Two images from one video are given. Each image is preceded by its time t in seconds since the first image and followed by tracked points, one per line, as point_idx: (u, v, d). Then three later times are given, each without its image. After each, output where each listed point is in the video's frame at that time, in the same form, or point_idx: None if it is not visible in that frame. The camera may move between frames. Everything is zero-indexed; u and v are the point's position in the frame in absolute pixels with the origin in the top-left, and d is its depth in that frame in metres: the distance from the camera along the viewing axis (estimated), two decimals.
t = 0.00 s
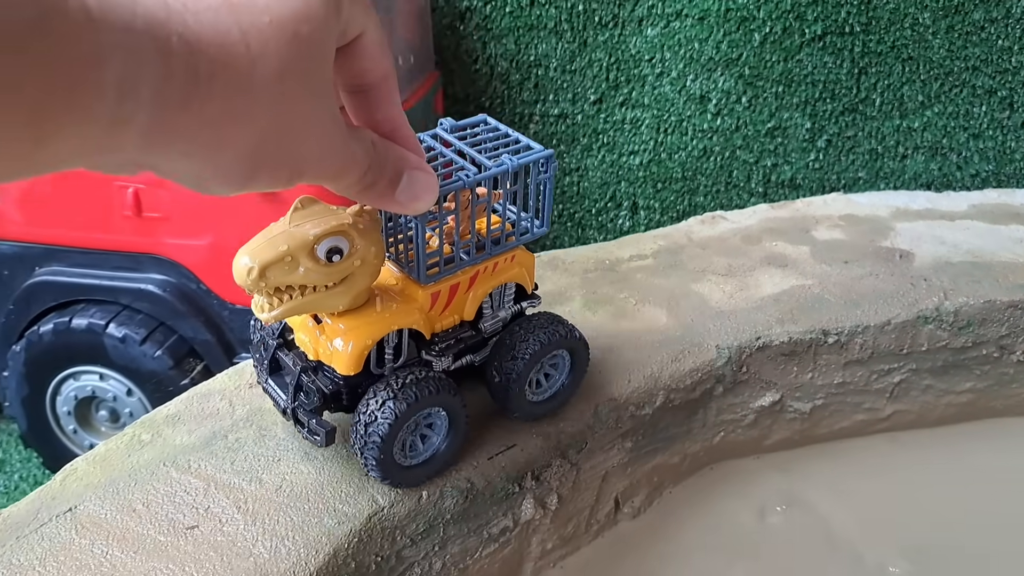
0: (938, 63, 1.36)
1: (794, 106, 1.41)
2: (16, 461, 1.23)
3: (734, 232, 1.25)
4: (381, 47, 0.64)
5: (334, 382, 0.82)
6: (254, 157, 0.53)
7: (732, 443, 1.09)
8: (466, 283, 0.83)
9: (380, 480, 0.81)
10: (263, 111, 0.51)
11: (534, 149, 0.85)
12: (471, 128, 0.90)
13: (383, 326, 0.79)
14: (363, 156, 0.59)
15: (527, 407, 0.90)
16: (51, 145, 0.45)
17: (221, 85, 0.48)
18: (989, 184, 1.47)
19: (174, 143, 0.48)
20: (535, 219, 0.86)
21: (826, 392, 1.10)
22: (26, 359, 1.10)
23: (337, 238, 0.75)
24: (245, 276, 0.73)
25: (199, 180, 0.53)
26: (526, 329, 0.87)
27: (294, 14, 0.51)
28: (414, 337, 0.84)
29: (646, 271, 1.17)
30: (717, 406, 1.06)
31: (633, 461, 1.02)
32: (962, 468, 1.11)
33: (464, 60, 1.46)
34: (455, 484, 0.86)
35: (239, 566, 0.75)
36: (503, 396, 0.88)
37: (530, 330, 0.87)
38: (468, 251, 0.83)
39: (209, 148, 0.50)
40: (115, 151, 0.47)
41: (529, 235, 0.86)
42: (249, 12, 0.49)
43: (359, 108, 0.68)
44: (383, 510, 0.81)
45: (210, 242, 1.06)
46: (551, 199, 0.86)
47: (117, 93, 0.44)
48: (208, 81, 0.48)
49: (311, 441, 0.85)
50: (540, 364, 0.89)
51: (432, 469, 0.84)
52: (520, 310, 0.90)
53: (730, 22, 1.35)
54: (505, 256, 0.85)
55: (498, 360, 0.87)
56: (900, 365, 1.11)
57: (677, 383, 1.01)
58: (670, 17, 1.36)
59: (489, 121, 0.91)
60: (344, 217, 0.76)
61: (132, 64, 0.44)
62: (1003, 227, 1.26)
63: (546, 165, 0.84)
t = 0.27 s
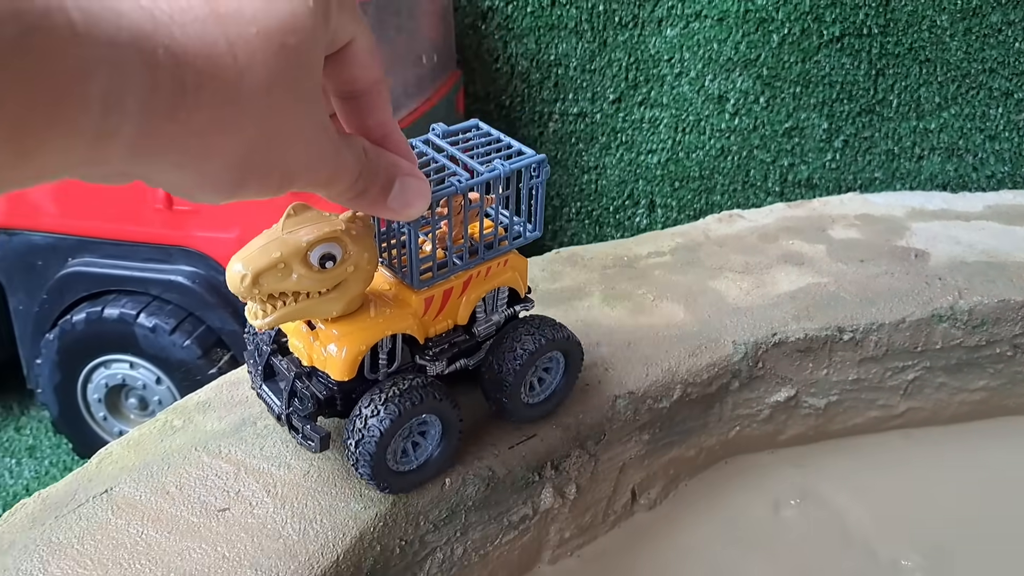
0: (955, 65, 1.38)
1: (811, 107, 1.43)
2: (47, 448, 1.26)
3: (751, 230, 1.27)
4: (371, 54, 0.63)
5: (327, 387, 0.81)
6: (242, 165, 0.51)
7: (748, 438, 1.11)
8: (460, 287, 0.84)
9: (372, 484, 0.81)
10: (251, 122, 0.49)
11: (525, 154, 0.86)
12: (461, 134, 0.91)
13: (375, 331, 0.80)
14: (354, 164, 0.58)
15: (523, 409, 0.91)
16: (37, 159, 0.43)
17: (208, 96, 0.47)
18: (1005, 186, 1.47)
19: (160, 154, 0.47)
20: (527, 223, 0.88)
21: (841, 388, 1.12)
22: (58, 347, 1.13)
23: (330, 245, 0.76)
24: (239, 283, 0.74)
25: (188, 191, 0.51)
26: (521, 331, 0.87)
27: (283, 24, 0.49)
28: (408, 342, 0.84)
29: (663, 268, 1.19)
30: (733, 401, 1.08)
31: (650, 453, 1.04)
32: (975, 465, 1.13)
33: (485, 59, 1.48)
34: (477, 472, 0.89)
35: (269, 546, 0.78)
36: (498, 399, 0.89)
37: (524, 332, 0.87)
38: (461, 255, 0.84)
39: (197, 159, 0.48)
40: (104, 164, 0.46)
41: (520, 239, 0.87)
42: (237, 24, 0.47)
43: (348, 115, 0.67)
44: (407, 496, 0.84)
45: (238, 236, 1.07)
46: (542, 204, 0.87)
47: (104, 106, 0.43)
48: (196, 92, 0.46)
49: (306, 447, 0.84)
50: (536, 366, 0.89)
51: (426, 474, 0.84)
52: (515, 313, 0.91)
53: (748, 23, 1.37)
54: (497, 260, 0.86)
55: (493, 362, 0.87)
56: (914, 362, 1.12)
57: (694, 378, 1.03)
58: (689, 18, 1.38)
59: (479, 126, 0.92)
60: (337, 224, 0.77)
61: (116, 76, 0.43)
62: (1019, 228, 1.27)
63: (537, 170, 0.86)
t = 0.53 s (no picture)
0: (979, 65, 1.39)
1: (834, 106, 1.44)
2: (81, 433, 1.29)
3: (775, 227, 1.28)
4: (370, 57, 0.66)
5: (329, 390, 0.81)
6: (238, 167, 0.51)
7: (770, 431, 1.13)
8: (460, 291, 0.84)
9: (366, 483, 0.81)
10: (250, 124, 0.50)
11: (527, 158, 0.86)
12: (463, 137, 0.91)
13: (376, 335, 0.80)
14: (354, 167, 0.59)
15: (523, 412, 0.90)
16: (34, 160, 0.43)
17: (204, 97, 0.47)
18: None
19: (157, 157, 0.47)
20: (528, 227, 0.88)
21: (863, 383, 1.13)
22: (96, 334, 1.15)
23: (332, 248, 0.76)
24: (241, 286, 0.74)
25: (186, 192, 0.52)
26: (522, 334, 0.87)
27: (280, 26, 0.50)
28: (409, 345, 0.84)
29: (688, 263, 1.21)
30: (756, 394, 1.09)
31: (674, 444, 1.05)
32: (996, 460, 1.14)
33: (511, 56, 1.50)
34: (507, 459, 0.91)
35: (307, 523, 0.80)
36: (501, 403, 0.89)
37: (524, 335, 0.87)
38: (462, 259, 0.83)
39: (196, 160, 0.49)
40: (100, 167, 0.46)
41: (521, 242, 0.87)
42: (233, 27, 0.48)
43: (349, 116, 0.70)
44: (439, 482, 0.87)
45: (270, 228, 1.10)
46: (543, 208, 0.87)
47: (99, 108, 0.43)
48: (191, 94, 0.46)
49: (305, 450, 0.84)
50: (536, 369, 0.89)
51: (416, 483, 0.84)
52: (514, 317, 0.90)
53: (774, 22, 1.38)
54: (498, 263, 0.86)
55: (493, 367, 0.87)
56: (936, 358, 1.13)
57: (718, 370, 1.05)
58: (714, 16, 1.39)
59: (479, 129, 0.92)
60: (339, 227, 0.77)
61: (112, 79, 0.43)
62: None
63: (538, 174, 0.86)
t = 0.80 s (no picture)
0: (998, 68, 1.39)
1: (853, 107, 1.45)
2: (109, 424, 1.32)
3: (793, 227, 1.30)
4: (368, 66, 0.68)
5: (324, 399, 0.81)
6: (233, 179, 0.53)
7: (788, 429, 1.14)
8: (457, 300, 0.84)
9: (362, 485, 0.78)
10: (246, 137, 0.52)
11: (524, 168, 0.86)
12: (459, 146, 0.91)
13: (373, 344, 0.79)
14: (352, 176, 0.60)
15: (519, 421, 0.90)
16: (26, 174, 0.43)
17: (199, 111, 0.48)
18: None
19: (151, 172, 0.48)
20: (524, 237, 0.88)
21: (880, 382, 1.14)
22: (125, 327, 1.18)
23: (329, 257, 0.76)
24: (238, 294, 0.73)
25: (182, 204, 0.53)
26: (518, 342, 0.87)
27: (273, 38, 0.53)
28: (405, 355, 0.84)
29: (707, 262, 1.22)
30: (774, 392, 1.10)
31: (693, 441, 1.07)
32: (1012, 460, 1.15)
33: (532, 56, 1.49)
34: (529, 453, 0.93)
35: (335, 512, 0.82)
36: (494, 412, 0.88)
37: (517, 344, 0.86)
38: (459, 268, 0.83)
39: (190, 174, 0.50)
40: (96, 182, 0.47)
41: (516, 253, 0.87)
42: (227, 40, 0.50)
43: (347, 126, 0.71)
44: (464, 474, 0.89)
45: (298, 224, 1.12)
46: (539, 219, 0.87)
47: (94, 122, 0.44)
48: (185, 106, 0.48)
49: (301, 460, 0.84)
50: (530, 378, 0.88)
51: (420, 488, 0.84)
52: (509, 327, 0.90)
53: (793, 23, 1.39)
54: (494, 273, 0.86)
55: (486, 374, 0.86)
56: (953, 359, 1.15)
57: (737, 368, 1.06)
58: (734, 18, 1.40)
59: (476, 138, 0.92)
60: (337, 236, 0.77)
61: (107, 94, 0.44)
62: None
63: (535, 185, 0.86)
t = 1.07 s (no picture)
0: (1012, 68, 1.41)
1: (867, 107, 1.47)
2: (133, 413, 1.35)
3: (807, 224, 1.32)
4: (356, 74, 0.69)
5: (316, 408, 0.81)
6: (218, 193, 0.54)
7: (800, 422, 1.16)
8: (448, 306, 0.84)
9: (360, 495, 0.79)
10: (231, 151, 0.53)
11: (514, 174, 0.86)
12: (447, 153, 0.91)
13: (364, 352, 0.79)
14: (341, 186, 0.62)
15: (510, 426, 0.90)
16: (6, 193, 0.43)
17: (184, 126, 0.49)
18: None
19: (138, 186, 0.49)
20: (514, 243, 0.87)
21: (892, 377, 1.16)
22: (152, 318, 1.21)
23: (321, 266, 0.76)
24: (229, 304, 0.73)
25: (169, 218, 0.54)
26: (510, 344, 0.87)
27: (257, 53, 0.54)
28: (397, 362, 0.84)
29: (721, 258, 1.24)
30: (787, 386, 1.12)
31: (707, 433, 1.09)
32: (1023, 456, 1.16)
33: (550, 55, 1.51)
34: (546, 442, 0.95)
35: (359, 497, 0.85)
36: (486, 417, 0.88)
37: (509, 348, 0.87)
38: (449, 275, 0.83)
39: (175, 188, 0.51)
40: (80, 200, 0.47)
41: (505, 258, 0.87)
42: (211, 56, 0.52)
43: (335, 134, 0.72)
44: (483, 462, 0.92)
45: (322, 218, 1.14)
46: (528, 224, 0.87)
47: (77, 141, 0.44)
48: (169, 123, 0.49)
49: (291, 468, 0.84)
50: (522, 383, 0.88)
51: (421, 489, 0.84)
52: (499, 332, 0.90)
53: (809, 23, 1.41)
54: (485, 279, 0.86)
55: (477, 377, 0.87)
56: (964, 355, 1.16)
57: (751, 362, 1.08)
58: (750, 18, 1.42)
59: (465, 144, 0.92)
60: (328, 245, 0.77)
61: (90, 114, 0.44)
62: None
63: (524, 191, 0.85)
